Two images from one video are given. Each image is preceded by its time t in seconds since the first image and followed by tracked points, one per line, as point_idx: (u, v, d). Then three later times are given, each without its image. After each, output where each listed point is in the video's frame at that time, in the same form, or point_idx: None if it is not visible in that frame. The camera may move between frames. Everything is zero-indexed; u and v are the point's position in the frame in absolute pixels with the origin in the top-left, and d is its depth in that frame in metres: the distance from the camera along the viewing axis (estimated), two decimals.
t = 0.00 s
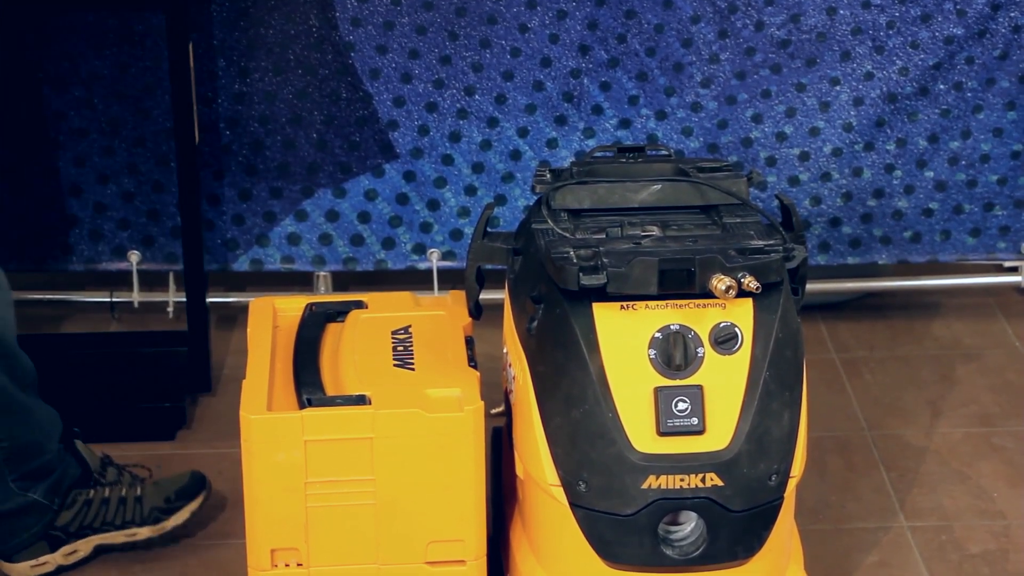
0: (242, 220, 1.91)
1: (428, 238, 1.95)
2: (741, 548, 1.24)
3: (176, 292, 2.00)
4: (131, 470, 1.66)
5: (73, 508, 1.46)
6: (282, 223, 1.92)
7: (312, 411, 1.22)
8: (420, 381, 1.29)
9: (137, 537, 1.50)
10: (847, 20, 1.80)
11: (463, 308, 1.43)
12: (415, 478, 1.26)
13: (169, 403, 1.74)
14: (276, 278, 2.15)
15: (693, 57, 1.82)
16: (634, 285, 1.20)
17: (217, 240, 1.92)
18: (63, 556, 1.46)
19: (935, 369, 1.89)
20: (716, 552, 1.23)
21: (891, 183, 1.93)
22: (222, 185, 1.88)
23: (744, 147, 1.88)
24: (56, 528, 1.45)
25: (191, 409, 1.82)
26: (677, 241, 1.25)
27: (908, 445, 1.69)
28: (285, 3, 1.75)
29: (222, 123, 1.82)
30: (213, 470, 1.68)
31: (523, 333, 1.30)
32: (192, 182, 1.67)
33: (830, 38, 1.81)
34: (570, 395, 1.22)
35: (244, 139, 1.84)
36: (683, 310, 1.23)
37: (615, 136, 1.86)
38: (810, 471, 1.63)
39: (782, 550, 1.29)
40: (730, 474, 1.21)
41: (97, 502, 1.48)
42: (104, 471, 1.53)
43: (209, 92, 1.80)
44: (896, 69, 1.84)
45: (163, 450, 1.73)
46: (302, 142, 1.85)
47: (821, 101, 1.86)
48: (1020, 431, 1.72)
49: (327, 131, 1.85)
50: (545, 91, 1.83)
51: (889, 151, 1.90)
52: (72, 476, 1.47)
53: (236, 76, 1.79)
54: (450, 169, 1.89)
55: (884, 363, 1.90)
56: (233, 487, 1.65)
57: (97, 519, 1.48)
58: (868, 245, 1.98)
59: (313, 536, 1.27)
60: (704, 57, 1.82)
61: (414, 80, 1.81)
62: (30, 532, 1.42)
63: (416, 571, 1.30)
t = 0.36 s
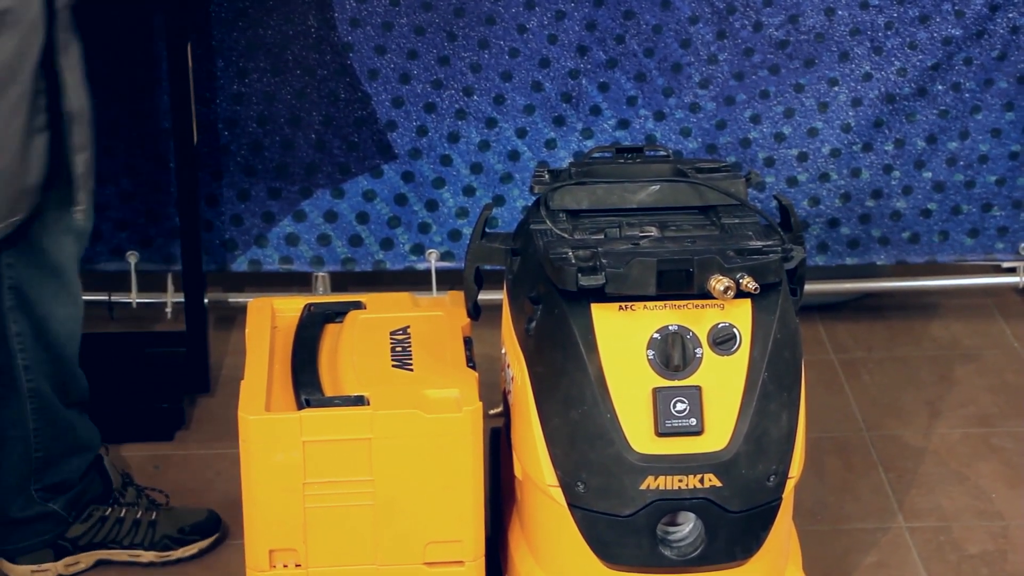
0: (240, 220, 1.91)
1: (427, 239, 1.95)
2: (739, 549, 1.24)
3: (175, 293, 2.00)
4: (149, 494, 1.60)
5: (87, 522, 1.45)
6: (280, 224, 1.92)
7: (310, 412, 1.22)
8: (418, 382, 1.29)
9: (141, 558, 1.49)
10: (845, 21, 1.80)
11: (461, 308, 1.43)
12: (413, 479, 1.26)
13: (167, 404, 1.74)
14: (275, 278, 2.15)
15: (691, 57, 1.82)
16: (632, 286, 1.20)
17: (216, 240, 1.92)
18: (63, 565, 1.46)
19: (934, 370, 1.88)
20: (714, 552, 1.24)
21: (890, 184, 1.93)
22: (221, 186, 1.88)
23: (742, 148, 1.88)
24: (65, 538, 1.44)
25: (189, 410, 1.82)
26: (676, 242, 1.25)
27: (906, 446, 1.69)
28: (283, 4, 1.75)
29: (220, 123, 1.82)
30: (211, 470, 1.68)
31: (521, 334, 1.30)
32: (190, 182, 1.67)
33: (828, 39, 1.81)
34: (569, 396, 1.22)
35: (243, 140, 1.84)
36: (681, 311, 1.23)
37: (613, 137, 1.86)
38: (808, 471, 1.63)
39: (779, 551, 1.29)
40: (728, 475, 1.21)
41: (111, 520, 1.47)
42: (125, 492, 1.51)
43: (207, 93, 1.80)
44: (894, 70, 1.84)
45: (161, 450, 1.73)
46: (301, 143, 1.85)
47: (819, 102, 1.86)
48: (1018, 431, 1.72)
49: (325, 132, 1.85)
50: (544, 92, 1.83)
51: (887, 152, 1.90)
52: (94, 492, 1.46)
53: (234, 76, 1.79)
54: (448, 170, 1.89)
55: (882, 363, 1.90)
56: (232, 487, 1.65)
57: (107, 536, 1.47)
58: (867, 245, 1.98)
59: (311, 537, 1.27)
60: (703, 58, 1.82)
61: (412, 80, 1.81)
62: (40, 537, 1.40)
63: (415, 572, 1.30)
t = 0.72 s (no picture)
0: (238, 221, 1.91)
1: (424, 240, 1.95)
2: (738, 551, 1.24)
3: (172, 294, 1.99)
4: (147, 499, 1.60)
5: (86, 526, 1.45)
6: (278, 225, 1.92)
7: (308, 414, 1.22)
8: (416, 383, 1.29)
9: (139, 562, 1.49)
10: (845, 21, 1.80)
11: (459, 309, 1.42)
12: (412, 480, 1.25)
13: (163, 405, 1.74)
14: (272, 279, 2.14)
15: (690, 57, 1.81)
16: (631, 286, 1.19)
17: (213, 241, 1.92)
18: (61, 568, 1.46)
19: (933, 371, 1.88)
20: (713, 554, 1.23)
21: (889, 184, 1.93)
22: (218, 186, 1.87)
23: (741, 148, 1.88)
24: (62, 543, 1.44)
25: (186, 411, 1.81)
26: (675, 243, 1.24)
27: (906, 447, 1.69)
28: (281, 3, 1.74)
29: (217, 124, 1.82)
30: (208, 472, 1.68)
31: (519, 335, 1.29)
32: (188, 183, 1.67)
33: (828, 38, 1.81)
34: (567, 397, 1.22)
35: (240, 141, 1.84)
36: (680, 312, 1.22)
37: (612, 137, 1.86)
38: (806, 472, 1.63)
39: (778, 553, 1.29)
40: (727, 476, 1.20)
41: (110, 524, 1.47)
42: (124, 496, 1.50)
43: (204, 93, 1.79)
44: (894, 69, 1.83)
45: (158, 452, 1.72)
46: (298, 144, 1.85)
47: (819, 102, 1.85)
48: (1018, 432, 1.72)
49: (323, 133, 1.84)
50: (542, 92, 1.83)
51: (887, 152, 1.90)
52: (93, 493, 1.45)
53: (231, 76, 1.78)
54: (446, 171, 1.89)
55: (881, 364, 1.90)
56: (229, 489, 1.64)
57: (105, 541, 1.47)
58: (866, 246, 1.98)
59: (309, 539, 1.27)
60: (702, 58, 1.81)
61: (410, 81, 1.81)
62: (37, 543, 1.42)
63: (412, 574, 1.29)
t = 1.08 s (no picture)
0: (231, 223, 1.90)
1: (419, 241, 1.95)
2: (732, 552, 1.24)
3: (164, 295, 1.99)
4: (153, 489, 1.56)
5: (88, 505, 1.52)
6: (271, 226, 1.91)
7: (302, 416, 1.22)
8: (411, 384, 1.29)
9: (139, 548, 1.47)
10: (838, 22, 1.80)
11: (453, 310, 1.42)
12: (407, 482, 1.25)
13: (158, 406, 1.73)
14: (265, 281, 2.14)
15: (683, 58, 1.81)
16: (625, 288, 1.19)
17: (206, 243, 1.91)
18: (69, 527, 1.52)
19: (927, 371, 1.88)
20: (707, 555, 1.23)
21: (883, 184, 1.93)
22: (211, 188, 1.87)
23: (735, 149, 1.88)
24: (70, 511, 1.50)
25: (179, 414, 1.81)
26: (669, 244, 1.24)
27: (900, 447, 1.69)
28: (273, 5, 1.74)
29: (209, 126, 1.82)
30: (201, 475, 1.67)
31: (513, 336, 1.29)
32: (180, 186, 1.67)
33: (821, 39, 1.81)
34: (561, 399, 1.22)
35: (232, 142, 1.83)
36: (674, 313, 1.22)
37: (606, 138, 1.86)
38: (801, 473, 1.63)
39: (773, 554, 1.29)
40: (721, 477, 1.20)
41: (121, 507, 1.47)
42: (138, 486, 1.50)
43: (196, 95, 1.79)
44: (887, 70, 1.83)
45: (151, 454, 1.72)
46: (291, 145, 1.84)
47: (812, 103, 1.85)
48: (1012, 432, 1.72)
49: (316, 134, 1.84)
50: (535, 93, 1.82)
51: (881, 152, 1.90)
52: (57, 503, 1.47)
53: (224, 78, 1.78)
54: (440, 172, 1.89)
55: (875, 364, 1.90)
56: (223, 491, 1.64)
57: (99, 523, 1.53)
58: (860, 246, 1.99)
59: (304, 541, 1.27)
60: (695, 59, 1.81)
61: (403, 82, 1.80)
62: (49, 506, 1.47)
63: None
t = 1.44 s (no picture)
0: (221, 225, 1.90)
1: (410, 243, 1.95)
2: (722, 553, 1.24)
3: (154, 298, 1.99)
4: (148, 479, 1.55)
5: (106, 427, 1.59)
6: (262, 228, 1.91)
7: (292, 418, 1.21)
8: (401, 386, 1.29)
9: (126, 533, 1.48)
10: (828, 23, 1.80)
11: (443, 312, 1.42)
12: (397, 484, 1.25)
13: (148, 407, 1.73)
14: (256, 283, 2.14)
15: (673, 59, 1.81)
16: (616, 289, 1.19)
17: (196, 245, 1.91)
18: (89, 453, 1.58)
19: (917, 372, 1.88)
20: (696, 556, 1.23)
21: (873, 185, 1.93)
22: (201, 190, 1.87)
23: (725, 150, 1.88)
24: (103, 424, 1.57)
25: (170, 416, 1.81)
26: (659, 244, 1.24)
27: (891, 448, 1.69)
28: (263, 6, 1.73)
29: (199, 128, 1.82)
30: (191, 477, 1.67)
31: (504, 337, 1.29)
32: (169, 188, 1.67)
33: (810, 40, 1.81)
34: (552, 400, 1.21)
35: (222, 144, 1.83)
36: (665, 314, 1.22)
37: (595, 140, 1.86)
38: (791, 474, 1.63)
39: (763, 555, 1.29)
40: (712, 478, 1.20)
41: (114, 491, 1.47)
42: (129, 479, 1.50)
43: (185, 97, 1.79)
44: (877, 71, 1.83)
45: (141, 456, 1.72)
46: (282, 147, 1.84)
47: (802, 104, 1.85)
48: (1002, 432, 1.72)
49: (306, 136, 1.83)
50: (526, 95, 1.83)
51: (870, 154, 1.90)
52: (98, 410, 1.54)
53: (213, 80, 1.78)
54: (430, 174, 1.89)
55: (865, 365, 1.90)
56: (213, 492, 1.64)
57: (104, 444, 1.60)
58: (850, 247, 1.99)
59: (294, 543, 1.27)
60: (685, 60, 1.81)
61: (394, 84, 1.81)
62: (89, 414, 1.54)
63: None
